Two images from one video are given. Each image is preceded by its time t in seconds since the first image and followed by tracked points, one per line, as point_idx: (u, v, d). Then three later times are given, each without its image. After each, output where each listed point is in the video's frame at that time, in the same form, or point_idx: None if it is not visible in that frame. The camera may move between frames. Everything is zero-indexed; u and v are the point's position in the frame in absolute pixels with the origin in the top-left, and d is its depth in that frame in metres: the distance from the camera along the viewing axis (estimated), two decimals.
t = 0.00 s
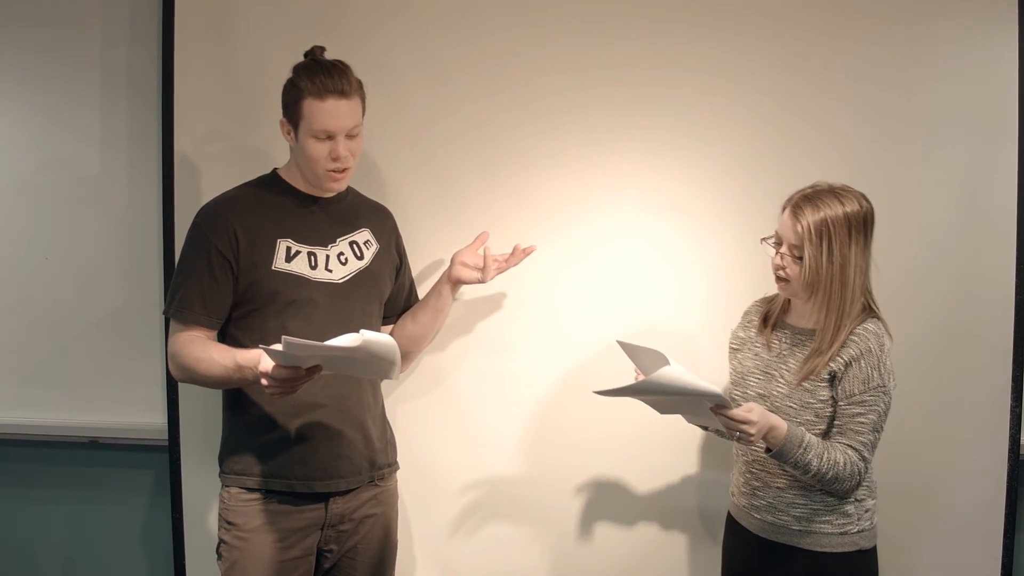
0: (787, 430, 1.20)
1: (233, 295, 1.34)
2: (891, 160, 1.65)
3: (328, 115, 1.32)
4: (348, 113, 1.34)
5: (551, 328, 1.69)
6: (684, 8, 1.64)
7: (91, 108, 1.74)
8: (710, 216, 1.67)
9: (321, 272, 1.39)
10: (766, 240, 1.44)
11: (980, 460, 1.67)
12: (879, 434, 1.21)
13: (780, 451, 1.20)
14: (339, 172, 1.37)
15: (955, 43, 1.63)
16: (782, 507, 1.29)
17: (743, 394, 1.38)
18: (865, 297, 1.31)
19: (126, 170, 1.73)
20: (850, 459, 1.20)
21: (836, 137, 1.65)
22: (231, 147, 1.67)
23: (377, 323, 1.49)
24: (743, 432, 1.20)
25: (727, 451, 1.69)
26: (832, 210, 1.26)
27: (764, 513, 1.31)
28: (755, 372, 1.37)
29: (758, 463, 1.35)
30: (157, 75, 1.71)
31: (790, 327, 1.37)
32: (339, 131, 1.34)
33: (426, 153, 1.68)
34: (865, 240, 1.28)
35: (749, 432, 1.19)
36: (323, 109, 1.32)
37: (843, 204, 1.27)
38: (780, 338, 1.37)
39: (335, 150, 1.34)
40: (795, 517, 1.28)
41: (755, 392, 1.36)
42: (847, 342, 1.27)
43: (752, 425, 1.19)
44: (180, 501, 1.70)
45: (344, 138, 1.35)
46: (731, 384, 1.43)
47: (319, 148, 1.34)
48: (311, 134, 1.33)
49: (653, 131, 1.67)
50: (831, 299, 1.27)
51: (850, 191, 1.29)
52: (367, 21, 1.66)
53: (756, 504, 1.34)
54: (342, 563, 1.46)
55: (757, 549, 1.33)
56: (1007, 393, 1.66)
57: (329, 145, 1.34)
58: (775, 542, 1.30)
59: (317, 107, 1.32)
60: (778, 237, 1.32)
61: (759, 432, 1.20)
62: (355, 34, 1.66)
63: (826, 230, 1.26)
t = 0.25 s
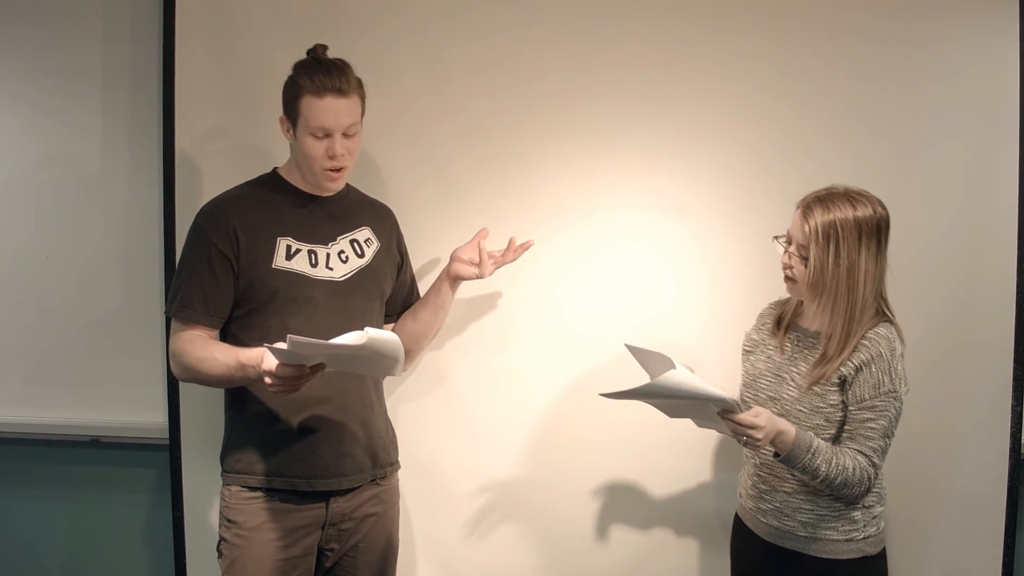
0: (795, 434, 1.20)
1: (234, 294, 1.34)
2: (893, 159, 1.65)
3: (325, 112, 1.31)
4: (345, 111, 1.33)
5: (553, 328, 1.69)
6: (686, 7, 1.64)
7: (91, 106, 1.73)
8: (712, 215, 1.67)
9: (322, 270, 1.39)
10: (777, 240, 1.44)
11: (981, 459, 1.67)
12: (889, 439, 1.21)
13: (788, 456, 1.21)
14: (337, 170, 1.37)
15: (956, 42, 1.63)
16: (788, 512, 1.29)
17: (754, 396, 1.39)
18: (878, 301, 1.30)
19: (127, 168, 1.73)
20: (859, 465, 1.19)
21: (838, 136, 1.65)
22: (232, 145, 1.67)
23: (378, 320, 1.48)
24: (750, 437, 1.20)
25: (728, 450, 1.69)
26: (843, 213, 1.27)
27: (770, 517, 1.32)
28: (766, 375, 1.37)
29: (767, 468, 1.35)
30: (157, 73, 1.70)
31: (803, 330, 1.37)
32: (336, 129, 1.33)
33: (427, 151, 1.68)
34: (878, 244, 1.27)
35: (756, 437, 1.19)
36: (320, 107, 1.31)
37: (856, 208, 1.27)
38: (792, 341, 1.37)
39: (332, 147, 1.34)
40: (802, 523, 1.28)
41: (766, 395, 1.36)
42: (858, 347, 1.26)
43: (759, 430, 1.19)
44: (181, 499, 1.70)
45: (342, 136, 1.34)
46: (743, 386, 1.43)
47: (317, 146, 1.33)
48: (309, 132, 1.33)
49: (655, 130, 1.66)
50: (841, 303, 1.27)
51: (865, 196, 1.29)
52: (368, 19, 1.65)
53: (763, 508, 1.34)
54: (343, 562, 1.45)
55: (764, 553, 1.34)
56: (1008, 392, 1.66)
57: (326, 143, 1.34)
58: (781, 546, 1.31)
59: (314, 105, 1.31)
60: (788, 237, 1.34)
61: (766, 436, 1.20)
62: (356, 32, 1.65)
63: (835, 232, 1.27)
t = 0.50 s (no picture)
0: (799, 438, 1.21)
1: (234, 293, 1.34)
2: (893, 159, 1.65)
3: (319, 112, 1.31)
4: (339, 111, 1.33)
5: (553, 328, 1.69)
6: (686, 6, 1.64)
7: (91, 105, 1.73)
8: (712, 215, 1.67)
9: (321, 269, 1.38)
10: (783, 243, 1.44)
11: (980, 458, 1.67)
12: (895, 442, 1.21)
13: (792, 459, 1.21)
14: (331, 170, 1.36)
15: (956, 41, 1.63)
16: (794, 514, 1.30)
17: (761, 398, 1.39)
18: (885, 304, 1.29)
19: (127, 167, 1.73)
20: (863, 468, 1.19)
21: (838, 136, 1.65)
22: (232, 144, 1.67)
23: (378, 319, 1.48)
24: (754, 441, 1.21)
25: (728, 449, 1.69)
26: (851, 216, 1.27)
27: (776, 520, 1.32)
28: (773, 377, 1.38)
29: (773, 470, 1.35)
30: (157, 70, 1.70)
31: (810, 332, 1.36)
32: (331, 130, 1.33)
33: (428, 150, 1.67)
34: (885, 248, 1.27)
35: (760, 441, 1.20)
36: (314, 107, 1.31)
37: (864, 211, 1.27)
38: (800, 343, 1.37)
39: (327, 147, 1.34)
40: (807, 525, 1.28)
41: (772, 397, 1.37)
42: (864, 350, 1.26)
43: (762, 434, 1.19)
44: (181, 498, 1.69)
45: (336, 136, 1.34)
46: (750, 388, 1.43)
47: (311, 147, 1.33)
48: (303, 132, 1.32)
49: (655, 130, 1.66)
50: (849, 306, 1.27)
51: (876, 200, 1.29)
52: (368, 18, 1.65)
53: (769, 510, 1.35)
54: (343, 561, 1.45)
55: (769, 554, 1.34)
56: (1009, 391, 1.66)
57: (320, 144, 1.33)
58: (786, 549, 1.31)
59: (308, 105, 1.31)
60: (796, 239, 1.34)
61: (770, 440, 1.21)
62: (356, 30, 1.65)
63: (841, 236, 1.27)
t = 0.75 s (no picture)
0: (795, 437, 1.21)
1: (233, 292, 1.34)
2: (892, 157, 1.65)
3: (309, 109, 1.31)
4: (329, 107, 1.32)
5: (553, 326, 1.69)
6: (685, 4, 1.63)
7: (88, 103, 1.72)
8: (712, 213, 1.67)
9: (319, 267, 1.38)
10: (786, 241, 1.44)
11: (979, 456, 1.67)
12: (896, 441, 1.20)
13: (789, 459, 1.21)
14: (326, 167, 1.36)
15: (957, 39, 1.63)
16: (794, 513, 1.30)
17: (765, 397, 1.39)
18: (888, 303, 1.29)
19: (125, 165, 1.72)
20: (862, 467, 1.18)
21: (838, 134, 1.65)
22: (230, 142, 1.66)
23: (376, 316, 1.47)
24: (748, 439, 1.21)
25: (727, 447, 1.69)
26: (853, 213, 1.27)
27: (776, 518, 1.33)
28: (777, 377, 1.38)
29: (775, 469, 1.35)
30: (155, 68, 1.69)
31: (814, 331, 1.36)
32: (322, 126, 1.32)
33: (427, 148, 1.67)
34: (887, 246, 1.27)
35: (754, 440, 1.20)
36: (304, 105, 1.30)
37: (867, 209, 1.27)
38: (803, 342, 1.36)
39: (320, 143, 1.33)
40: (807, 524, 1.28)
41: (776, 396, 1.37)
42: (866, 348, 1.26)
43: (756, 431, 1.19)
44: (180, 497, 1.69)
45: (328, 132, 1.33)
46: (754, 386, 1.44)
47: (304, 144, 1.33)
48: (295, 129, 1.32)
49: (655, 128, 1.66)
50: (852, 304, 1.28)
51: (880, 198, 1.28)
52: (368, 15, 1.64)
53: (770, 508, 1.35)
54: (342, 559, 1.45)
55: (769, 552, 1.34)
56: (1008, 389, 1.66)
57: (313, 140, 1.33)
58: (788, 548, 1.31)
59: (297, 104, 1.30)
60: (800, 237, 1.35)
61: (764, 439, 1.21)
62: (354, 27, 1.65)
63: (844, 234, 1.27)
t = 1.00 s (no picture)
0: (783, 426, 1.20)
1: (231, 290, 1.33)
2: (892, 156, 1.65)
3: (300, 109, 1.30)
4: (321, 107, 1.31)
5: (552, 325, 1.69)
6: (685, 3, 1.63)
7: (87, 101, 1.72)
8: (712, 212, 1.67)
9: (317, 265, 1.37)
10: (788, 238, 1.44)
11: (979, 455, 1.67)
12: (891, 434, 1.19)
13: (778, 448, 1.20)
14: (322, 166, 1.35)
15: (956, 37, 1.62)
16: (792, 510, 1.30)
17: (767, 395, 1.39)
18: (890, 300, 1.29)
19: (124, 164, 1.72)
20: (855, 459, 1.17)
21: (837, 133, 1.65)
22: (229, 141, 1.66)
23: (375, 315, 1.47)
24: (736, 423, 1.20)
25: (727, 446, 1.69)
26: (853, 210, 1.27)
27: (774, 514, 1.33)
28: (780, 376, 1.37)
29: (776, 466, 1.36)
30: (154, 67, 1.69)
31: (817, 330, 1.36)
32: (315, 126, 1.32)
33: (426, 147, 1.67)
34: (887, 243, 1.27)
35: (741, 422, 1.19)
36: (296, 106, 1.30)
37: (867, 206, 1.27)
38: (806, 341, 1.36)
39: (313, 144, 1.32)
40: (804, 521, 1.28)
41: (778, 394, 1.36)
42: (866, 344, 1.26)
43: (743, 414, 1.19)
44: (179, 496, 1.69)
45: (322, 131, 1.33)
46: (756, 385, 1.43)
47: (298, 145, 1.33)
48: (288, 130, 1.32)
49: (654, 127, 1.66)
50: (852, 301, 1.27)
51: (879, 196, 1.28)
52: (367, 13, 1.64)
53: (769, 505, 1.35)
54: (341, 558, 1.45)
55: (769, 549, 1.34)
56: (1007, 387, 1.66)
57: (307, 141, 1.32)
58: (789, 546, 1.31)
59: (289, 105, 1.30)
60: (801, 234, 1.35)
61: (752, 424, 1.20)
62: (353, 26, 1.64)
63: (844, 229, 1.27)
